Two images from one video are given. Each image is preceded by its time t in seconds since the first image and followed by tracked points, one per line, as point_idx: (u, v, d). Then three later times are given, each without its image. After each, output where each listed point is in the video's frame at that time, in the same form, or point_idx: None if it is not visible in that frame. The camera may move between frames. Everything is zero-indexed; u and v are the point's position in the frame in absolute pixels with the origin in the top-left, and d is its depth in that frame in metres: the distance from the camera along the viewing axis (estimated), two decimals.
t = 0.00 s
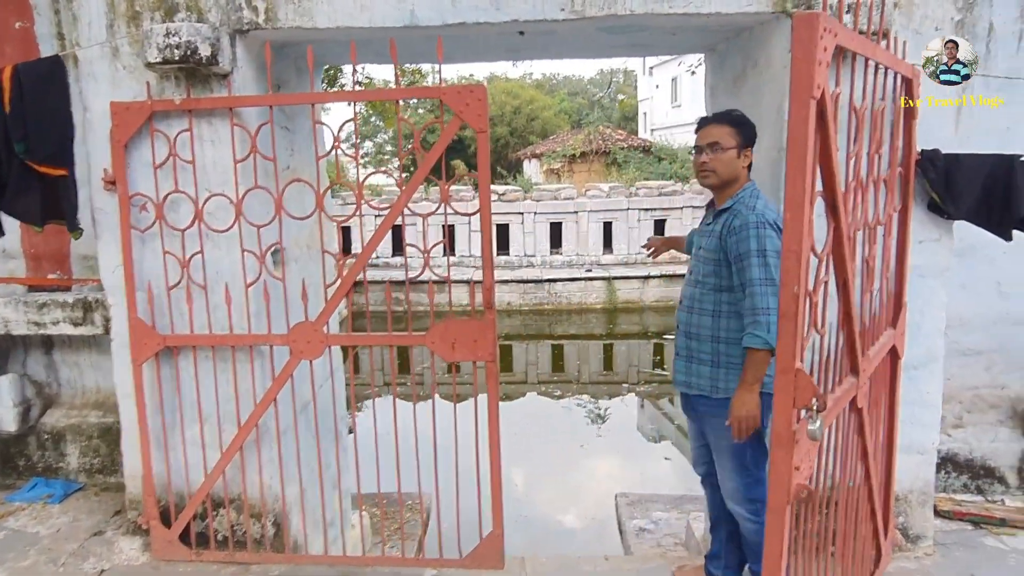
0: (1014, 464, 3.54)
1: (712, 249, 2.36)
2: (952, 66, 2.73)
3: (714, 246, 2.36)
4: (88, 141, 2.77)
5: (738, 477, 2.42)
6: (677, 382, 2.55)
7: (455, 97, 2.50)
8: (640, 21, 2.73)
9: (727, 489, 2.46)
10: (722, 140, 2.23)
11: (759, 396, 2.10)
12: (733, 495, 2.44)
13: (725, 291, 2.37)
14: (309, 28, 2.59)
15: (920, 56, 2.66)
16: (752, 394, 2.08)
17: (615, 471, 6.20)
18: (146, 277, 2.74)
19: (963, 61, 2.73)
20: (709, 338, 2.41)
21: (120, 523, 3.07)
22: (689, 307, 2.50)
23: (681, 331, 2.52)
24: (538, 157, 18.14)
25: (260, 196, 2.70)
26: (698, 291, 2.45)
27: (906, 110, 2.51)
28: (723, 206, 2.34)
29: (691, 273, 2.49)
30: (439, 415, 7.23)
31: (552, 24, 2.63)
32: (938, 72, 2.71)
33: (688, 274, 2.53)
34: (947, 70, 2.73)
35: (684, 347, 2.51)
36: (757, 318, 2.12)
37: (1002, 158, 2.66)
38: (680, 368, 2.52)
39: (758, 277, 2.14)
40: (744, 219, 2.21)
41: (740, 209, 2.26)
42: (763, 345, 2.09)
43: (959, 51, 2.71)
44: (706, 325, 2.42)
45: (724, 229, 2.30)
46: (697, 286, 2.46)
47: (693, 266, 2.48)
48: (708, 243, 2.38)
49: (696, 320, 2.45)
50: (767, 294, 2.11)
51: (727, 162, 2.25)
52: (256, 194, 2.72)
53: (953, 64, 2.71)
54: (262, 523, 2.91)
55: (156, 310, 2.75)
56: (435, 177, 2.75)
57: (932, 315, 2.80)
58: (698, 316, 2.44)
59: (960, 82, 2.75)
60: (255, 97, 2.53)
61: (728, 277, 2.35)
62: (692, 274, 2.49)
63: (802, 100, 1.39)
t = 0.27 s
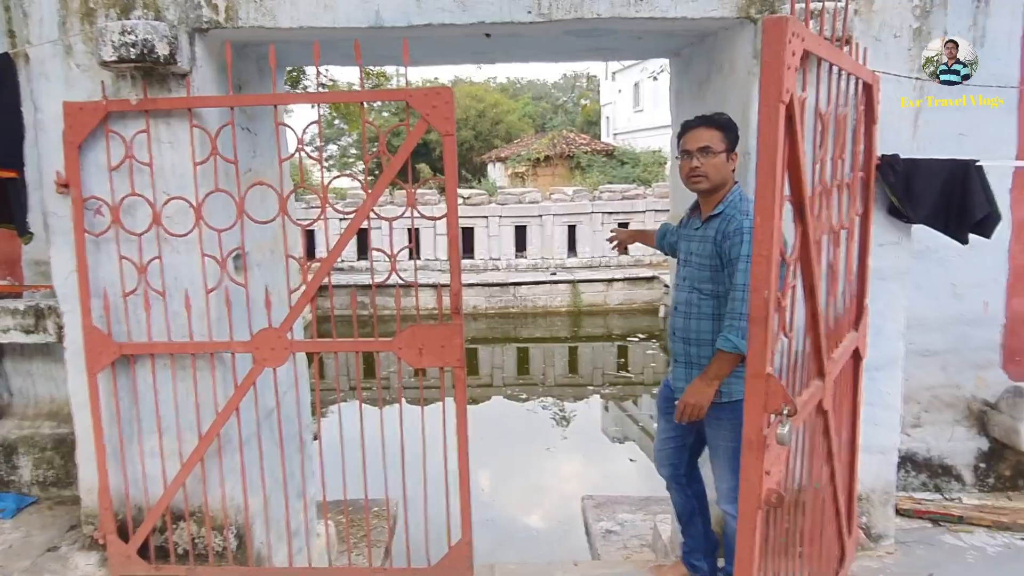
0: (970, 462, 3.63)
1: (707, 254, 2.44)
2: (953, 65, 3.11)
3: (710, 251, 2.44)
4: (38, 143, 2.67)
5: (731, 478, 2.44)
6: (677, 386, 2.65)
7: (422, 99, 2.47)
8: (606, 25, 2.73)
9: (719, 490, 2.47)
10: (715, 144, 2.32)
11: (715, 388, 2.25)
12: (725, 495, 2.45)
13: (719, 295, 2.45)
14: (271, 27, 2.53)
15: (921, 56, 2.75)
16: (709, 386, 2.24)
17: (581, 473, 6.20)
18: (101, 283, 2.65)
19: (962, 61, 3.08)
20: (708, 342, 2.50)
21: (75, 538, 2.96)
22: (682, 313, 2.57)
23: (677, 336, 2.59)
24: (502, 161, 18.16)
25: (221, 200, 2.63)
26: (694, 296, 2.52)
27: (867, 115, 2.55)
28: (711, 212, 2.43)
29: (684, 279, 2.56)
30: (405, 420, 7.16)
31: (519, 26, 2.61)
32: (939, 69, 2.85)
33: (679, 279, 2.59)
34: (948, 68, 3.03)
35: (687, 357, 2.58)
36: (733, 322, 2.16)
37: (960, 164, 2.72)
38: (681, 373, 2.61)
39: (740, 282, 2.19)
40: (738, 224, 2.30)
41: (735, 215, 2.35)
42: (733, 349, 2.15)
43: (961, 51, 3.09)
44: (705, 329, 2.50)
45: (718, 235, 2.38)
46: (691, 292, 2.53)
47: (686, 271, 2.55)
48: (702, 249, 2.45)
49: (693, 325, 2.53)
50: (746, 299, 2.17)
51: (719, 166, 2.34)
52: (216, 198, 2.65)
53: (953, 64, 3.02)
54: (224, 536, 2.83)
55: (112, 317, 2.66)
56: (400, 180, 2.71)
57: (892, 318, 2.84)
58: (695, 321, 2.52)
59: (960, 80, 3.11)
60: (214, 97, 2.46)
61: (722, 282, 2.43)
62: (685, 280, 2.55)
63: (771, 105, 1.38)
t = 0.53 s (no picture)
0: (919, 459, 3.73)
1: (679, 258, 2.49)
2: (951, 65, 3.46)
3: (682, 255, 2.48)
4: None
5: (699, 478, 2.52)
6: (641, 388, 2.66)
7: (390, 102, 2.44)
8: (572, 31, 2.75)
9: (686, 489, 2.54)
10: (688, 149, 2.37)
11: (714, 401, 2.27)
12: (693, 494, 2.53)
13: (689, 298, 2.49)
14: (232, 27, 2.48)
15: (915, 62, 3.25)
16: (709, 401, 2.25)
17: (539, 476, 6.22)
18: (53, 291, 2.56)
19: (960, 62, 3.47)
20: (675, 344, 2.53)
21: (24, 557, 2.84)
22: (649, 314, 2.60)
23: (644, 338, 2.61)
24: (456, 165, 18.14)
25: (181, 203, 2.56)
26: (662, 298, 2.55)
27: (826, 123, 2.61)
28: (683, 217, 2.50)
29: (652, 281, 2.59)
30: (361, 426, 7.07)
31: (486, 30, 2.61)
32: (937, 69, 3.41)
33: (646, 281, 2.62)
34: (944, 70, 3.44)
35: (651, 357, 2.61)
36: (719, 328, 2.22)
37: (913, 170, 2.80)
38: (645, 375, 2.62)
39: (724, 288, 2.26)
40: (714, 230, 2.36)
41: (710, 220, 2.40)
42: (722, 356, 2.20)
43: (957, 52, 3.45)
44: (671, 331, 2.53)
45: (692, 239, 2.43)
46: (659, 294, 2.56)
47: (655, 274, 2.58)
48: (675, 253, 2.49)
49: (660, 326, 2.56)
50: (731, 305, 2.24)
51: (691, 170, 2.40)
52: (175, 202, 2.58)
53: (949, 67, 3.42)
54: (184, 551, 2.75)
55: (64, 326, 2.56)
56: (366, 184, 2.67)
57: (849, 321, 2.92)
58: (663, 322, 2.55)
59: (957, 81, 3.50)
60: (174, 98, 2.38)
61: (693, 285, 2.48)
62: (653, 282, 2.59)
63: (748, 116, 1.41)
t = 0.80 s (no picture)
0: (901, 461, 3.77)
1: (670, 265, 2.49)
2: (951, 65, 3.60)
3: (673, 263, 2.48)
4: None
5: (687, 480, 2.59)
6: (630, 391, 2.65)
7: (391, 111, 2.45)
8: (569, 41, 2.77)
9: (675, 492, 2.60)
10: (659, 162, 2.42)
11: (715, 406, 2.29)
12: (682, 498, 2.59)
13: (679, 304, 2.49)
14: (231, 33, 2.45)
15: (922, 55, 3.54)
16: (711, 406, 2.27)
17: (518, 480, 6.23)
18: (45, 299, 2.50)
19: (961, 62, 3.60)
20: (664, 349, 2.53)
21: (11, 571, 2.78)
22: (640, 319, 2.59)
23: (633, 342, 2.61)
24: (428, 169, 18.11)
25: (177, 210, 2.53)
26: (653, 304, 2.55)
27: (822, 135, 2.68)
28: (672, 226, 2.50)
29: (643, 287, 2.59)
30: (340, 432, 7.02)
31: (485, 40, 2.62)
32: (938, 69, 3.58)
33: (637, 287, 2.63)
34: (946, 69, 3.60)
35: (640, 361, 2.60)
36: (717, 336, 2.25)
37: (899, 182, 2.90)
38: (635, 377, 2.62)
39: (719, 297, 2.27)
40: (706, 239, 2.36)
41: (701, 229, 2.40)
42: (724, 361, 2.23)
43: (958, 52, 3.59)
44: (662, 336, 2.53)
45: (685, 248, 2.42)
46: (650, 300, 2.56)
47: (646, 280, 2.58)
48: (667, 260, 2.49)
49: (649, 332, 2.56)
50: (727, 313, 2.26)
51: (665, 182, 2.44)
52: (171, 209, 2.56)
53: (950, 65, 3.58)
54: (178, 563, 2.72)
55: (56, 335, 2.51)
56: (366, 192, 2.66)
57: (838, 327, 2.97)
58: (653, 328, 2.55)
59: (959, 81, 3.62)
60: (173, 104, 2.37)
61: (683, 292, 2.48)
62: (644, 289, 2.59)
63: (769, 133, 1.46)
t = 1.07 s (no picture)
0: (905, 453, 3.79)
1: (675, 259, 2.47)
2: (951, 65, 3.58)
3: (677, 257, 2.46)
4: None
5: (674, 476, 2.51)
6: (635, 382, 2.61)
7: (407, 107, 2.44)
8: (580, 37, 2.77)
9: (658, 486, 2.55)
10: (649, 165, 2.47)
11: (699, 394, 2.31)
12: (667, 493, 2.52)
13: (683, 298, 2.47)
14: (245, 27, 2.44)
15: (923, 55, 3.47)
16: (695, 394, 2.29)
17: (514, 478, 6.22)
18: (56, 295, 2.48)
19: (963, 62, 3.60)
20: (669, 342, 2.50)
21: (18, 571, 2.75)
22: (644, 311, 2.57)
23: (638, 334, 2.58)
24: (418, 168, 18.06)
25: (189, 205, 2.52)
26: (658, 298, 2.52)
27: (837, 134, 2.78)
28: (678, 221, 2.48)
29: (648, 280, 2.57)
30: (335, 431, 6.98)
31: (498, 35, 2.61)
32: (936, 69, 3.52)
33: (644, 280, 2.60)
34: (946, 69, 3.56)
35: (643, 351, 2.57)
36: (712, 330, 2.26)
37: (909, 177, 2.93)
38: (638, 369, 2.58)
39: (716, 292, 2.27)
40: (709, 234, 2.34)
41: (705, 223, 2.39)
42: (713, 354, 2.25)
43: (958, 52, 3.57)
44: (666, 328, 2.50)
45: (689, 242, 2.41)
46: (655, 293, 2.54)
47: (651, 273, 2.56)
48: (671, 254, 2.48)
49: (654, 324, 2.53)
50: (722, 308, 2.27)
51: (657, 185, 2.47)
52: (183, 204, 2.54)
53: (951, 65, 3.56)
54: (189, 559, 2.70)
55: (67, 331, 2.50)
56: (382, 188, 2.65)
57: (847, 320, 2.99)
58: (657, 320, 2.52)
59: (959, 81, 3.62)
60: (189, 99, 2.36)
61: (687, 286, 2.45)
62: (650, 282, 2.56)
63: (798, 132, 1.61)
